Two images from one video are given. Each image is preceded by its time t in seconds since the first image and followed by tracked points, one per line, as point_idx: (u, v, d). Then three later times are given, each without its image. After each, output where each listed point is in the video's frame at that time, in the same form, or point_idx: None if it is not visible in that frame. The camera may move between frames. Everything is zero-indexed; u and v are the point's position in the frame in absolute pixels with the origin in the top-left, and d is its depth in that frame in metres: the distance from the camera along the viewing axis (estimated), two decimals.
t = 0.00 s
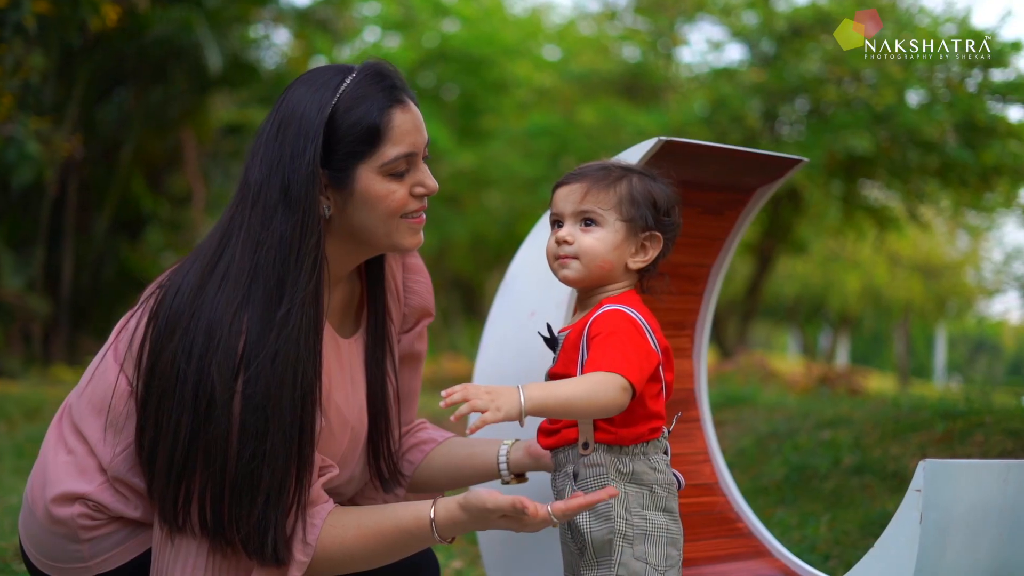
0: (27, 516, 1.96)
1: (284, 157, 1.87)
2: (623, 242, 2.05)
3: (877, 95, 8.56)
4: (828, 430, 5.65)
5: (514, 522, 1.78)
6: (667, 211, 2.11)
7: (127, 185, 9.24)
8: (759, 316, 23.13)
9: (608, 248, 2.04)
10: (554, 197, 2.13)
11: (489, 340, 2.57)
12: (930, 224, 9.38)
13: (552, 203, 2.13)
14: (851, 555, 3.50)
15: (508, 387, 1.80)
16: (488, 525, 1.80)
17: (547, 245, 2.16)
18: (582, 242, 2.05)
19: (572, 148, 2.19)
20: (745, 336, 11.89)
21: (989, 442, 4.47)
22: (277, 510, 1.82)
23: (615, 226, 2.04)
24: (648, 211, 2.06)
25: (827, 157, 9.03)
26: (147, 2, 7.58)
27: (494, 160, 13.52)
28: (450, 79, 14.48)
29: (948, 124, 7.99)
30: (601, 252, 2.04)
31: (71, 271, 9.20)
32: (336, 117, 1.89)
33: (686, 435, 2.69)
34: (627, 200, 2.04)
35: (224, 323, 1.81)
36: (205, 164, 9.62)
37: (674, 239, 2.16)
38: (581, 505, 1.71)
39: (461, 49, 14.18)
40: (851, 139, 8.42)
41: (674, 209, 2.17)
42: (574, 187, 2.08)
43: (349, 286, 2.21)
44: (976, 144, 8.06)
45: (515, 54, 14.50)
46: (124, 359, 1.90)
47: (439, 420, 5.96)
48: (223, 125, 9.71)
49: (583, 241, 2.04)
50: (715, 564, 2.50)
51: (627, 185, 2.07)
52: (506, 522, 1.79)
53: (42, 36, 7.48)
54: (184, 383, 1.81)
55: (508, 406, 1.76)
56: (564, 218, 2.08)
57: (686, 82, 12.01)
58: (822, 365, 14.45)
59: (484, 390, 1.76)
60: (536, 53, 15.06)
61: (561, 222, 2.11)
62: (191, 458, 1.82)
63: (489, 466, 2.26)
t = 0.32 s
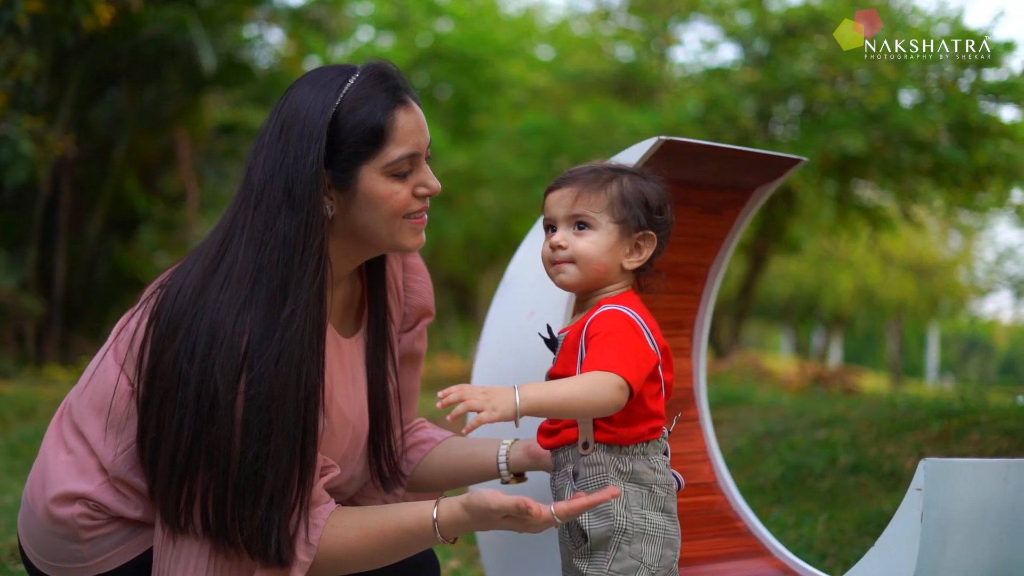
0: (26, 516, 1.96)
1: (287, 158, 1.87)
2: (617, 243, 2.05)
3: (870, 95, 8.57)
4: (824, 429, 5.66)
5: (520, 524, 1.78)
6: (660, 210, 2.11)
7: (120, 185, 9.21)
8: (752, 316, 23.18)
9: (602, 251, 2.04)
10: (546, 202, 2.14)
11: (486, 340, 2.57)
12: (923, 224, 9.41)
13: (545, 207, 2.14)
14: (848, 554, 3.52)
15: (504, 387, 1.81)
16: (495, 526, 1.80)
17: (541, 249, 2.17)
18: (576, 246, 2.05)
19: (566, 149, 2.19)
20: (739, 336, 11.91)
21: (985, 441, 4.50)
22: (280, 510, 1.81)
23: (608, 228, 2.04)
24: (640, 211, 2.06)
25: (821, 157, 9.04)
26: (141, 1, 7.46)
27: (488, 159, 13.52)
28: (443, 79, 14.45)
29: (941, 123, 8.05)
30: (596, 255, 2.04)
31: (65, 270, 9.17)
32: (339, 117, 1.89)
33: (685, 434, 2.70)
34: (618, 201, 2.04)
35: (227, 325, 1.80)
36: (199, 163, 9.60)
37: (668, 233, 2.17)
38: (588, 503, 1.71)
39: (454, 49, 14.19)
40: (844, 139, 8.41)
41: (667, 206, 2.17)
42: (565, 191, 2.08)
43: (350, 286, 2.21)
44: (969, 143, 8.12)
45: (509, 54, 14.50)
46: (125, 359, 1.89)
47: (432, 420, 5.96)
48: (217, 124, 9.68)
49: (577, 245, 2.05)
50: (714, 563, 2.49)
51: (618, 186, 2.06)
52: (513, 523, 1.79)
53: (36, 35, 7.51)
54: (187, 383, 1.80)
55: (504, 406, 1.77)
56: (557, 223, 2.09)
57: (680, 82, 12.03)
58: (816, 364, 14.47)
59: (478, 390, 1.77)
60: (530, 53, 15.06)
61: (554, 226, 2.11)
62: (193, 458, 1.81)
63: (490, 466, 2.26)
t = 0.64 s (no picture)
0: (26, 515, 1.95)
1: (290, 158, 1.87)
2: (612, 242, 2.05)
3: (863, 94, 8.56)
4: (820, 428, 5.68)
5: (523, 523, 1.79)
6: (652, 207, 2.12)
7: (114, 184, 9.19)
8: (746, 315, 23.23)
9: (597, 249, 2.04)
10: (539, 204, 2.13)
11: (485, 339, 2.57)
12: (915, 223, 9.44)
13: (538, 209, 2.14)
14: (844, 552, 3.54)
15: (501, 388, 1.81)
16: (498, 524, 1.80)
17: (536, 250, 2.16)
18: (572, 246, 2.05)
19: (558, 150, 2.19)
20: (732, 335, 11.93)
21: (980, 439, 4.52)
22: (284, 511, 1.81)
23: (602, 227, 2.04)
24: (633, 210, 2.06)
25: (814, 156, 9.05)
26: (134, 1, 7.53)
27: (482, 159, 13.52)
28: (436, 79, 14.44)
29: (933, 122, 8.08)
30: (592, 255, 2.04)
31: (58, 270, 9.14)
32: (342, 117, 1.89)
33: (684, 433, 2.72)
34: (611, 200, 2.05)
35: (229, 325, 1.80)
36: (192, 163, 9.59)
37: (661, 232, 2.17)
38: (592, 502, 1.72)
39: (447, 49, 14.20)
40: (836, 138, 8.39)
41: (659, 204, 2.17)
42: (558, 193, 2.08)
43: (350, 286, 2.21)
44: (961, 143, 8.25)
45: (501, 53, 14.52)
46: (125, 359, 1.89)
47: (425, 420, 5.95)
48: (210, 123, 9.66)
49: (573, 246, 2.05)
50: (714, 561, 2.48)
51: (610, 186, 2.07)
52: (516, 520, 1.79)
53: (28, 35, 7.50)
54: (189, 383, 1.80)
55: (502, 403, 1.77)
56: (551, 224, 2.09)
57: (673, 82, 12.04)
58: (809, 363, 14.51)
59: (474, 388, 1.77)
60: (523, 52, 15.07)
61: (549, 227, 2.11)
62: (195, 459, 1.81)
63: (489, 465, 2.26)
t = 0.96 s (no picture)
0: (26, 515, 1.95)
1: (293, 159, 1.87)
2: (608, 240, 2.05)
3: (857, 93, 8.58)
4: (815, 427, 5.67)
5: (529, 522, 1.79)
6: (648, 204, 2.11)
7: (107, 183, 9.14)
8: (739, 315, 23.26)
9: (593, 246, 2.04)
10: (535, 202, 2.13)
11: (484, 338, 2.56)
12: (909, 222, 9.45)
13: (534, 207, 2.13)
14: (841, 551, 3.54)
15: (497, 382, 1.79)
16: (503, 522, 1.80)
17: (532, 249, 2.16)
18: (568, 245, 2.05)
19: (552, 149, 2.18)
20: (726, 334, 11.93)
21: (976, 438, 4.53)
22: (288, 511, 1.81)
23: (598, 225, 2.04)
24: (629, 207, 2.06)
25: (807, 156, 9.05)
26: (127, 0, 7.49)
27: (476, 159, 13.50)
28: (429, 78, 14.42)
29: (926, 121, 8.08)
30: (588, 253, 2.04)
31: (51, 270, 9.10)
32: (346, 118, 1.89)
33: (682, 432, 2.72)
34: (607, 198, 2.05)
35: (231, 325, 1.80)
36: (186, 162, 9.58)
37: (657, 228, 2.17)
38: (603, 498, 1.74)
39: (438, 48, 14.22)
40: (830, 137, 8.38)
41: (655, 201, 2.17)
42: (554, 191, 2.08)
43: (351, 285, 2.20)
44: (954, 142, 8.24)
45: (494, 53, 14.53)
46: (126, 359, 1.88)
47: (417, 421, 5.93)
48: (204, 122, 9.64)
49: (569, 243, 2.05)
50: (713, 560, 2.47)
51: (605, 184, 2.07)
52: (517, 519, 1.79)
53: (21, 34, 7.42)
54: (191, 382, 1.80)
55: (499, 396, 1.76)
56: (548, 223, 2.08)
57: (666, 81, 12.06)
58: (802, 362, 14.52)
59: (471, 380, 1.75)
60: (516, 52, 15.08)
61: (545, 226, 2.10)
62: (198, 459, 1.81)
63: (488, 464, 2.26)
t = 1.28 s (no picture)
0: (26, 515, 1.94)
1: (297, 158, 1.86)
2: (605, 238, 2.05)
3: (852, 92, 8.60)
4: (814, 427, 5.68)
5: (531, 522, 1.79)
6: (645, 204, 2.12)
7: (103, 183, 9.12)
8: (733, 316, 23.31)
9: (590, 245, 2.04)
10: (531, 201, 2.13)
11: (484, 337, 2.56)
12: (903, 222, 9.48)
13: (530, 206, 2.13)
14: (838, 552, 3.54)
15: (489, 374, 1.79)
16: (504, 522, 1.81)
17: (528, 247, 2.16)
18: (565, 242, 2.05)
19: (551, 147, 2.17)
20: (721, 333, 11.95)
21: (974, 438, 4.54)
22: (291, 511, 1.81)
23: (595, 224, 2.03)
24: (625, 206, 2.06)
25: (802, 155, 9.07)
26: None
27: (471, 158, 13.51)
28: (425, 78, 14.43)
29: (920, 121, 8.11)
30: (585, 251, 2.04)
31: (46, 269, 9.09)
32: (350, 118, 1.89)
33: (682, 432, 2.71)
34: (604, 197, 2.04)
35: (234, 325, 1.79)
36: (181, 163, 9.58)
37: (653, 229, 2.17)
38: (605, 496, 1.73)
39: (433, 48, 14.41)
40: (826, 137, 8.36)
41: (651, 199, 2.17)
42: (551, 190, 2.08)
43: (353, 284, 2.20)
44: (949, 141, 8.27)
45: (489, 53, 14.51)
46: (127, 358, 1.89)
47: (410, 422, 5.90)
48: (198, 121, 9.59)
49: (566, 241, 2.05)
50: (711, 560, 2.47)
51: (603, 183, 2.07)
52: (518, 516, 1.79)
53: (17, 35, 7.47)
54: (194, 382, 1.79)
55: (498, 389, 1.76)
56: (545, 221, 2.08)
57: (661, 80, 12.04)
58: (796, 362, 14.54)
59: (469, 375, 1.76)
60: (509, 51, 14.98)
61: (541, 225, 2.10)
62: (201, 459, 1.81)
63: (487, 464, 2.26)
